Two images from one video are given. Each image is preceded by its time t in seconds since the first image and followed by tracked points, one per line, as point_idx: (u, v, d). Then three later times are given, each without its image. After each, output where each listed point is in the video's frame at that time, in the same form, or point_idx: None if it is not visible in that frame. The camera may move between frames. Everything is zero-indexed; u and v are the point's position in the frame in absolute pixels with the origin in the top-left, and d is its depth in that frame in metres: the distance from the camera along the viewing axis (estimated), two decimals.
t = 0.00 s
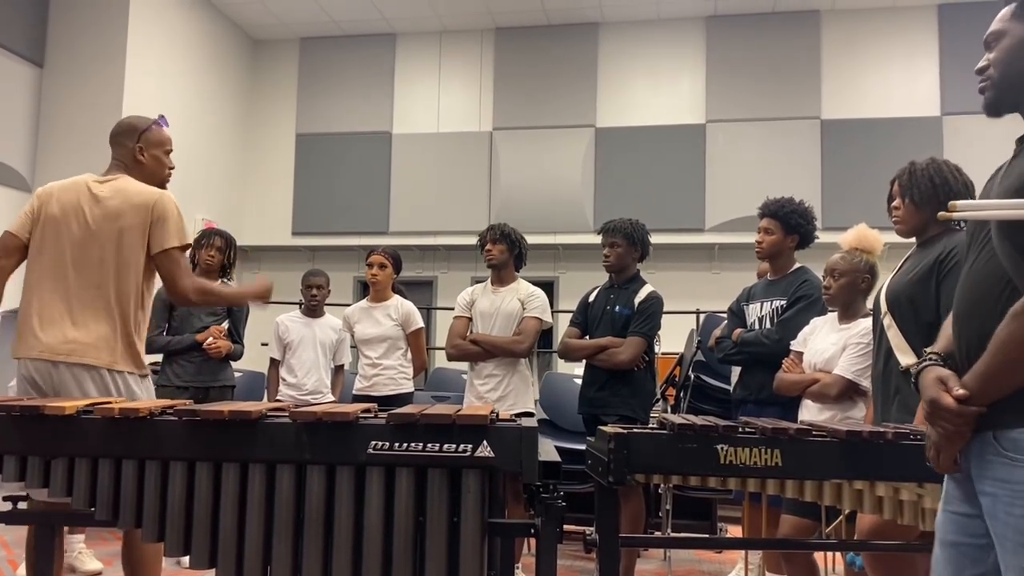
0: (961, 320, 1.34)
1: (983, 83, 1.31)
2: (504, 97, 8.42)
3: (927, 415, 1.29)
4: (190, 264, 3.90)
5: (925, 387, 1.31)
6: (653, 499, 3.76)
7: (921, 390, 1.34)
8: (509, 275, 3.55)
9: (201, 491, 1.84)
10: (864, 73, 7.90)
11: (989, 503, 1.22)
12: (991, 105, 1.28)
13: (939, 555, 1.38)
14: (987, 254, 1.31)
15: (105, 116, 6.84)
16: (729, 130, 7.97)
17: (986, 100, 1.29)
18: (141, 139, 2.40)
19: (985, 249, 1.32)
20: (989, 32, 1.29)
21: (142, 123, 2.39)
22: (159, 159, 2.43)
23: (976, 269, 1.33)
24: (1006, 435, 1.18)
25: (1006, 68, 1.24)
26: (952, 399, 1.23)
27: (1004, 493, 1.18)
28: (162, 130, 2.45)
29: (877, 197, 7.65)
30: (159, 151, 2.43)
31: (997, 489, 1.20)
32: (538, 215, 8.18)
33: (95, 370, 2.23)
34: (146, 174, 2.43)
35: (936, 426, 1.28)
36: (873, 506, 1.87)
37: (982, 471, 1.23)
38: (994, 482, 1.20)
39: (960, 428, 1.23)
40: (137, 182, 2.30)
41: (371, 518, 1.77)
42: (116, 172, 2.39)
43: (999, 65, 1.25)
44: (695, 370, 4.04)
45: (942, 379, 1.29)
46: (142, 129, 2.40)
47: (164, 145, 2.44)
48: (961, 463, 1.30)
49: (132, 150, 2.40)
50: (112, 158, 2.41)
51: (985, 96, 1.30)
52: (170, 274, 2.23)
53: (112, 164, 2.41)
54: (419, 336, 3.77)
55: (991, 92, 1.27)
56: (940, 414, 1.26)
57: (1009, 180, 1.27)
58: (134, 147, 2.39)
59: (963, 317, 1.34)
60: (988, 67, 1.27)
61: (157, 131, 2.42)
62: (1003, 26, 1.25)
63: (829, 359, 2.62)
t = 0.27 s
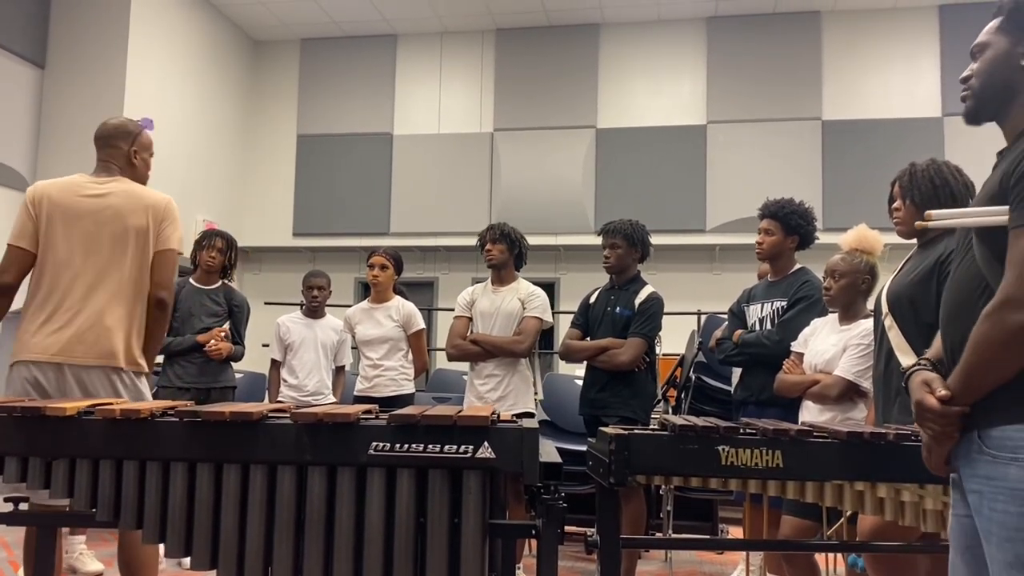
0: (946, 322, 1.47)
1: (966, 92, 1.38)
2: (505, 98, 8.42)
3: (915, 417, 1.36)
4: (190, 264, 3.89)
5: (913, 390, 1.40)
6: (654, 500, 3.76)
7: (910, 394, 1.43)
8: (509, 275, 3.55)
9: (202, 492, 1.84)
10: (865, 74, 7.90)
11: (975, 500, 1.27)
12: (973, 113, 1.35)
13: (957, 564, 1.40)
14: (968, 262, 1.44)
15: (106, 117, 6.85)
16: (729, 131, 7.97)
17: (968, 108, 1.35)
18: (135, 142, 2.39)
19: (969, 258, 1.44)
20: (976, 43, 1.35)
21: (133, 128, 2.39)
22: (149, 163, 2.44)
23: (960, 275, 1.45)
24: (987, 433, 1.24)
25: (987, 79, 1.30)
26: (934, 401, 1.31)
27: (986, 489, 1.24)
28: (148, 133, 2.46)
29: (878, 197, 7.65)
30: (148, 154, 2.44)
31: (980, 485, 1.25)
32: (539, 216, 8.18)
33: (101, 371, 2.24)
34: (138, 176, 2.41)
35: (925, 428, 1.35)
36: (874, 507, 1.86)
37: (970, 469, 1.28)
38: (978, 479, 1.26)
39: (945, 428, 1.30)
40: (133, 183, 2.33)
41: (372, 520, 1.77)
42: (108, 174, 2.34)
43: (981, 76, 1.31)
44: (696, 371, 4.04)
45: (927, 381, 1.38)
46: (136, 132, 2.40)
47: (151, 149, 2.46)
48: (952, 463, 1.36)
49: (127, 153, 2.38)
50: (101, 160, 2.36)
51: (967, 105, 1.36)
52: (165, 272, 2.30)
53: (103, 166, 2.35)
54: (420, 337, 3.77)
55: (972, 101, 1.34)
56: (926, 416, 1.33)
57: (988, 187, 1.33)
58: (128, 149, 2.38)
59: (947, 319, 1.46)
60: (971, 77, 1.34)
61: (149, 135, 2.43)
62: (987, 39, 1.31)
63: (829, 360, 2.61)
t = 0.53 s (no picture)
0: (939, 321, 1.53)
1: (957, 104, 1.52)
2: (506, 99, 8.42)
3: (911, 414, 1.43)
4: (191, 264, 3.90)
5: (908, 389, 1.47)
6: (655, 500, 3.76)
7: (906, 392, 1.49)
8: (510, 275, 3.55)
9: (204, 492, 1.84)
10: (866, 74, 7.90)
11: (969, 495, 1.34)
12: (963, 123, 1.48)
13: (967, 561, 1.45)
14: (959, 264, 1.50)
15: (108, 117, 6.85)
16: (731, 131, 7.97)
17: (959, 119, 1.49)
18: (114, 136, 2.38)
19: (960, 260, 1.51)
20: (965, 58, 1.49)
21: (109, 122, 2.37)
22: (131, 152, 2.45)
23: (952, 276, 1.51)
24: (979, 429, 1.31)
25: (975, 92, 1.44)
26: (928, 397, 1.38)
27: (978, 484, 1.31)
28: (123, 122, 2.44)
29: (879, 197, 7.64)
30: (128, 143, 2.43)
31: (973, 480, 1.32)
32: (541, 217, 8.18)
33: (100, 367, 2.23)
34: (122, 168, 2.43)
35: (921, 425, 1.42)
36: (875, 507, 1.86)
37: (963, 464, 1.35)
38: (971, 474, 1.33)
39: (939, 424, 1.37)
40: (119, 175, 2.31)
41: (374, 520, 1.77)
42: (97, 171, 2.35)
43: (970, 89, 1.45)
44: (697, 371, 4.04)
45: (922, 380, 1.45)
46: (112, 125, 2.37)
47: (129, 138, 2.45)
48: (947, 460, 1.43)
49: (109, 148, 2.37)
50: (86, 158, 2.35)
51: (958, 116, 1.50)
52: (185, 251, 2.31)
53: (87, 164, 2.35)
54: (422, 336, 3.77)
55: (962, 112, 1.48)
56: (920, 413, 1.40)
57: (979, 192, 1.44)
58: (109, 144, 2.37)
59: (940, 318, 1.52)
60: (961, 89, 1.47)
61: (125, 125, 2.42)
62: (976, 54, 1.45)
63: (831, 360, 2.61)
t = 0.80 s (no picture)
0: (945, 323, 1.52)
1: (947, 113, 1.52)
2: (508, 98, 8.42)
3: (927, 418, 1.41)
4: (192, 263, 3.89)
5: (923, 393, 1.45)
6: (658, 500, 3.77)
7: (920, 396, 1.47)
8: (513, 274, 3.54)
9: (207, 492, 1.84)
10: (868, 74, 7.89)
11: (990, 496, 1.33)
12: (952, 132, 1.49)
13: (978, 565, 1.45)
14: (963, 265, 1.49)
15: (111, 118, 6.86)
16: (733, 131, 7.97)
17: (948, 128, 1.50)
18: (96, 129, 2.34)
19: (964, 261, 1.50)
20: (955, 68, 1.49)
21: (90, 116, 2.34)
22: (116, 143, 2.42)
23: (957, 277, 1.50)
24: (1000, 428, 1.31)
25: (968, 102, 1.45)
26: (948, 399, 1.36)
27: (997, 482, 1.30)
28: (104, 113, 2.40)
29: (882, 197, 7.64)
30: (112, 134, 2.40)
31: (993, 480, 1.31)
32: (543, 217, 8.19)
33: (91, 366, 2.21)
34: (112, 162, 2.41)
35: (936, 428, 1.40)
36: (878, 507, 1.87)
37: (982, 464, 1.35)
38: (990, 474, 1.32)
39: (958, 426, 1.35)
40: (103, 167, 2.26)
41: (377, 520, 1.77)
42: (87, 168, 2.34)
43: (961, 98, 1.46)
44: (700, 371, 4.04)
45: (937, 383, 1.43)
46: (92, 119, 2.34)
47: (113, 129, 2.41)
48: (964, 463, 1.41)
49: (93, 143, 2.34)
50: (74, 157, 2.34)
51: (947, 125, 1.51)
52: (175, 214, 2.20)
53: (76, 164, 2.34)
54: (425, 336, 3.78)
55: (952, 121, 1.48)
56: (939, 416, 1.38)
57: (977, 197, 1.44)
58: (93, 139, 2.34)
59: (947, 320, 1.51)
60: (952, 99, 1.48)
61: (105, 117, 2.38)
62: (967, 64, 1.46)
63: (833, 360, 2.61)
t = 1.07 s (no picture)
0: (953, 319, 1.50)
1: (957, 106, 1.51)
2: (511, 97, 8.42)
3: (931, 414, 1.40)
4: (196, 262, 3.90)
5: (927, 387, 1.44)
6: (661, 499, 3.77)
7: (923, 391, 1.46)
8: (516, 274, 3.54)
9: (210, 491, 1.84)
10: (872, 72, 7.87)
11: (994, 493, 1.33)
12: (962, 126, 1.48)
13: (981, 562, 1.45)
14: (973, 261, 1.47)
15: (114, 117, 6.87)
16: (735, 130, 7.96)
17: (958, 122, 1.49)
18: (90, 128, 2.35)
19: (973, 257, 1.48)
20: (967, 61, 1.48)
21: (86, 114, 2.34)
22: (111, 144, 2.42)
23: (965, 272, 1.48)
24: (1006, 426, 1.30)
25: (979, 96, 1.43)
26: (953, 394, 1.35)
27: (1004, 480, 1.30)
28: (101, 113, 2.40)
29: (885, 195, 7.63)
30: (107, 134, 2.40)
31: (999, 477, 1.31)
32: (546, 216, 8.19)
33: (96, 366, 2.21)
34: (105, 162, 2.41)
35: (940, 424, 1.40)
36: (881, 506, 1.86)
37: (988, 461, 1.34)
38: (996, 471, 1.31)
39: (963, 422, 1.35)
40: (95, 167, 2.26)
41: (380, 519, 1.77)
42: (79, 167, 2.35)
43: (973, 92, 1.44)
44: (703, 370, 4.04)
45: (942, 378, 1.42)
46: (89, 118, 2.34)
47: (109, 129, 2.42)
48: (967, 460, 1.41)
49: (87, 141, 2.34)
50: (67, 155, 2.35)
51: (957, 119, 1.50)
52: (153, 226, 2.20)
53: (69, 162, 2.36)
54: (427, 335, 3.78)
55: (963, 115, 1.47)
56: (944, 411, 1.37)
57: (987, 191, 1.43)
58: (87, 138, 2.34)
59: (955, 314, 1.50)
60: (962, 92, 1.47)
61: (101, 116, 2.38)
62: (979, 57, 1.44)
63: (836, 358, 2.61)
